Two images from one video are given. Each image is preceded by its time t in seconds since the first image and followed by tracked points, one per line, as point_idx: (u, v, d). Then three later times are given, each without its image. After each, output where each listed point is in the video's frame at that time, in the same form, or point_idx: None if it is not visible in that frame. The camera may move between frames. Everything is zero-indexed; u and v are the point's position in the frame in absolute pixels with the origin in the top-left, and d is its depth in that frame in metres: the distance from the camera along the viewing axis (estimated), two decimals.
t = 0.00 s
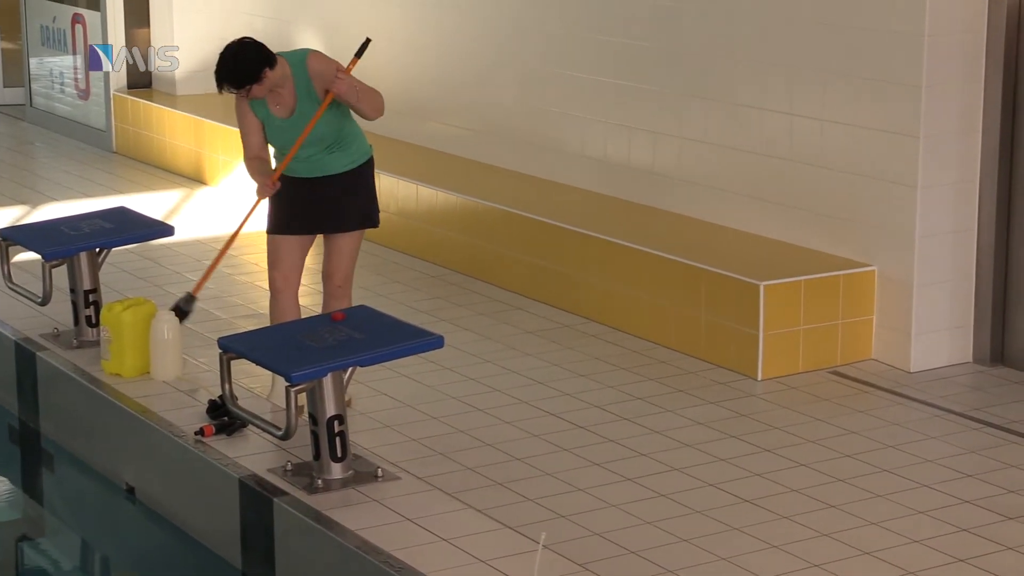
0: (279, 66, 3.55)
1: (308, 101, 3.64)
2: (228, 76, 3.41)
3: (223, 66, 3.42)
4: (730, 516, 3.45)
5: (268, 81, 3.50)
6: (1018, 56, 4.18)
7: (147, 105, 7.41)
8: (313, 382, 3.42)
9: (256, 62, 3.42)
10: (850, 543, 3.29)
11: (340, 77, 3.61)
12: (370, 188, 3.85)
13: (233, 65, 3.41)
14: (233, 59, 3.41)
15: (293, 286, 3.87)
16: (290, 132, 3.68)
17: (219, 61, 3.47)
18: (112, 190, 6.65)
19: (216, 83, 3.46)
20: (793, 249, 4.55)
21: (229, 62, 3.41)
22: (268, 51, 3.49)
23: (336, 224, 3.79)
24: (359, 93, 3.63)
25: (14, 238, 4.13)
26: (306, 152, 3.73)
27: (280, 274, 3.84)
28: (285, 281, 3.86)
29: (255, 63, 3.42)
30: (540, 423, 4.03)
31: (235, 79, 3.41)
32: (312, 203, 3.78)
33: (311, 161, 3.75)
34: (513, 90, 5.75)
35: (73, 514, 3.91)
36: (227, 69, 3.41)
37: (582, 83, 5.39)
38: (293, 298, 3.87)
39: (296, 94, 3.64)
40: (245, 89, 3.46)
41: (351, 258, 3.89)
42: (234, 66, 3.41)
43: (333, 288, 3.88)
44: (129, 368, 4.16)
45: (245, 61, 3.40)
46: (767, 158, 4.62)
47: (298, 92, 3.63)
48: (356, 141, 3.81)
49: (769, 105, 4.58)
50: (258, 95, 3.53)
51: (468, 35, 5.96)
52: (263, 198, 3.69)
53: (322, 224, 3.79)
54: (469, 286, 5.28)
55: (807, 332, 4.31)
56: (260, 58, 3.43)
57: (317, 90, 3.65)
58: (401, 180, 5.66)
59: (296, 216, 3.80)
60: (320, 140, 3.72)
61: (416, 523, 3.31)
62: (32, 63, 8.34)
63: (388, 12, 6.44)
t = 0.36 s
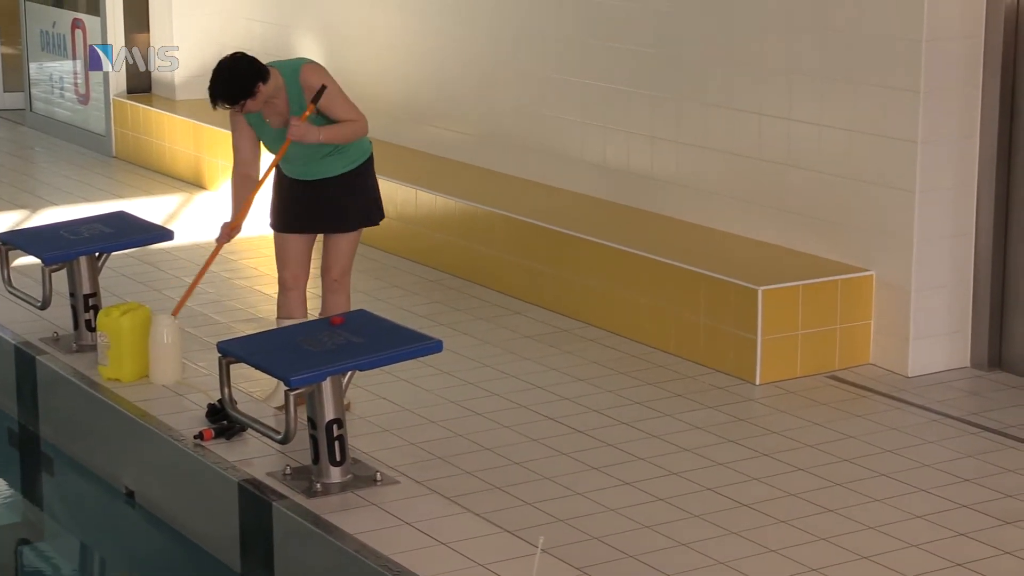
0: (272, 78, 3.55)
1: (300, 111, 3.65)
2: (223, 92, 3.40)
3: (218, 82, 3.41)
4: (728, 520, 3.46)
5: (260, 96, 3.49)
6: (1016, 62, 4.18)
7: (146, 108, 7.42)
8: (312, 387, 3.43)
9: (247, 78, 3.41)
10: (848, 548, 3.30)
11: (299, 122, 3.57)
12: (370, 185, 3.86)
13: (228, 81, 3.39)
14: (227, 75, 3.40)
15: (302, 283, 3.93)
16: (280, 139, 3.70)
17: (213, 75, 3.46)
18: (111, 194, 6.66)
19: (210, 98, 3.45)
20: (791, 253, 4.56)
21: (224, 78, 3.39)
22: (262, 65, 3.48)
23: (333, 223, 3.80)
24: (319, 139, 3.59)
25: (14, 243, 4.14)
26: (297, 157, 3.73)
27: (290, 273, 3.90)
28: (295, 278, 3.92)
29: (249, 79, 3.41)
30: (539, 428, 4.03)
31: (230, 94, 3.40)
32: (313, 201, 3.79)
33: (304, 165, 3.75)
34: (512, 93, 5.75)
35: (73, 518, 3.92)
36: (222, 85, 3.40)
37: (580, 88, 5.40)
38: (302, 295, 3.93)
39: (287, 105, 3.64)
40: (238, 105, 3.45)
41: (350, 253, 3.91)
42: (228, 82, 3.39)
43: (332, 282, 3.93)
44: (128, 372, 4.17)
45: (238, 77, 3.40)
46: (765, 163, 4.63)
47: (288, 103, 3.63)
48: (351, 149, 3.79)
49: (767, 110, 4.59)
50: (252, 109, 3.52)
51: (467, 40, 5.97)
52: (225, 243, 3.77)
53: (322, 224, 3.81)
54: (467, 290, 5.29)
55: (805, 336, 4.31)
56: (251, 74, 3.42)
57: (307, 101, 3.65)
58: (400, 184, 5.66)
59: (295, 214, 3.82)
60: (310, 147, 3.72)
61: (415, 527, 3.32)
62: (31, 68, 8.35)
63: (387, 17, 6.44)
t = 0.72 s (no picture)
0: (264, 84, 3.58)
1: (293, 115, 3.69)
2: (217, 100, 3.43)
3: (209, 91, 3.44)
4: (727, 522, 3.48)
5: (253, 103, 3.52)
6: (1015, 67, 4.19)
7: (151, 112, 7.46)
8: (312, 388, 3.46)
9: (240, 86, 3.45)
10: (846, 550, 3.32)
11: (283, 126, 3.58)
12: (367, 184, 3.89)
13: (220, 90, 3.43)
14: (218, 84, 3.43)
15: (302, 284, 3.97)
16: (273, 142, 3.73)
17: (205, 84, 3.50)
18: (115, 197, 6.69)
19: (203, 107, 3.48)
20: (790, 257, 4.58)
21: (216, 87, 3.43)
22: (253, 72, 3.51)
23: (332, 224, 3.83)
24: (302, 144, 3.61)
25: (17, 244, 4.17)
26: (292, 160, 3.77)
27: (289, 275, 3.95)
28: (295, 279, 3.97)
29: (241, 86, 3.45)
30: (538, 430, 4.06)
31: (224, 102, 3.44)
32: (311, 202, 3.82)
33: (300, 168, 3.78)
34: (514, 97, 5.77)
35: (75, 518, 3.95)
36: (214, 93, 3.43)
37: (582, 92, 5.41)
38: (301, 296, 3.98)
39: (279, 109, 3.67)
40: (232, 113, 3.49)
41: (349, 252, 3.94)
42: (220, 90, 3.43)
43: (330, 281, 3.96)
44: (131, 373, 4.19)
45: (230, 85, 3.43)
46: (765, 167, 4.65)
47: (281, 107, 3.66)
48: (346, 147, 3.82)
49: (767, 114, 4.61)
50: (245, 116, 3.56)
51: (468, 44, 5.99)
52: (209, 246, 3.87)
53: (320, 225, 3.83)
54: (469, 293, 5.31)
55: (804, 340, 4.33)
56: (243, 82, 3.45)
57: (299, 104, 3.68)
58: (402, 188, 5.68)
59: (292, 216, 3.85)
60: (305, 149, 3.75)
61: (415, 528, 3.34)
62: (35, 71, 8.38)
63: (390, 21, 6.46)
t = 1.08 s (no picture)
0: (270, 89, 3.62)
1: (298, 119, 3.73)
2: (224, 105, 3.46)
3: (216, 96, 3.48)
4: (731, 523, 3.50)
5: (259, 108, 3.56)
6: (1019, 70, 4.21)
7: (160, 114, 7.50)
8: (320, 389, 3.49)
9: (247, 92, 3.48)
10: (849, 551, 3.34)
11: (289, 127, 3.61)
12: (370, 184, 3.93)
13: (228, 95, 3.46)
14: (225, 89, 3.47)
15: (307, 285, 4.00)
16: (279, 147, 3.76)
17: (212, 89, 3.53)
18: (124, 199, 6.73)
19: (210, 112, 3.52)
20: (794, 259, 4.60)
21: (223, 92, 3.46)
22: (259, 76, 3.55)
23: (335, 225, 3.87)
24: (306, 145, 3.65)
25: (28, 245, 4.20)
26: (296, 163, 3.80)
27: (295, 276, 3.97)
28: (300, 281, 4.00)
29: (249, 91, 3.48)
30: (542, 431, 4.08)
31: (231, 107, 3.47)
32: (315, 203, 3.85)
33: (304, 171, 3.82)
34: (521, 100, 5.80)
35: (85, 517, 4.00)
36: (222, 99, 3.46)
37: (588, 95, 5.44)
38: (306, 297, 4.01)
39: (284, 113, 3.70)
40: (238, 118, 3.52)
41: (353, 253, 3.99)
42: (227, 94, 3.46)
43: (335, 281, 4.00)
44: (139, 374, 4.23)
45: (237, 90, 3.46)
46: (770, 169, 4.66)
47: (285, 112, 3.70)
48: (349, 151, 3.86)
49: (772, 117, 4.63)
50: (253, 120, 3.59)
51: (474, 47, 6.02)
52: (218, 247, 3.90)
53: (324, 226, 3.87)
54: (475, 295, 5.34)
55: (809, 341, 4.35)
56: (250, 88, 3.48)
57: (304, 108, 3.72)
58: (410, 190, 5.72)
59: (297, 218, 3.88)
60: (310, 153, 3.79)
61: (421, 528, 3.37)
62: (46, 74, 8.43)
63: (396, 23, 6.49)
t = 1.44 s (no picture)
0: (284, 94, 3.66)
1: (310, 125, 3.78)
2: (237, 112, 3.51)
3: (230, 102, 3.52)
4: (738, 522, 3.54)
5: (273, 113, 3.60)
6: None
7: (172, 117, 7.56)
8: (331, 388, 3.54)
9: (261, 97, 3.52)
10: (856, 550, 3.38)
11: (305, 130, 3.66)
12: (376, 186, 3.97)
13: (240, 101, 3.50)
14: (238, 95, 3.51)
15: (319, 286, 4.05)
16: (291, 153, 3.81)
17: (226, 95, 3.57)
18: (136, 200, 6.77)
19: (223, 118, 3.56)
20: (801, 261, 4.64)
21: (235, 98, 3.51)
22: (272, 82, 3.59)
23: (343, 227, 3.92)
24: (320, 149, 3.69)
25: (43, 246, 4.25)
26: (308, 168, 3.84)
27: (305, 277, 4.02)
28: (311, 282, 4.04)
29: (261, 98, 3.52)
30: (552, 431, 4.12)
31: (244, 113, 3.51)
32: (323, 205, 3.89)
33: (315, 175, 3.85)
34: (530, 103, 5.84)
35: (99, 515, 4.05)
36: (236, 105, 3.51)
37: (597, 98, 5.47)
38: (318, 298, 4.06)
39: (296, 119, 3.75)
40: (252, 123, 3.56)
41: (362, 256, 4.03)
42: (239, 101, 3.50)
43: (345, 283, 4.05)
44: (153, 373, 4.27)
45: (249, 97, 3.50)
46: (776, 171, 4.70)
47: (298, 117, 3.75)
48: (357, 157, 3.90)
49: (779, 120, 4.66)
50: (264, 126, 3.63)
51: (484, 50, 6.06)
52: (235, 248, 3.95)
53: (332, 228, 3.92)
54: (484, 296, 5.38)
55: (815, 342, 4.38)
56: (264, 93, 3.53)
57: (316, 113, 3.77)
58: (420, 192, 5.76)
59: (305, 220, 3.92)
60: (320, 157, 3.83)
61: (431, 526, 3.41)
62: (61, 77, 8.50)
63: (407, 27, 6.54)
